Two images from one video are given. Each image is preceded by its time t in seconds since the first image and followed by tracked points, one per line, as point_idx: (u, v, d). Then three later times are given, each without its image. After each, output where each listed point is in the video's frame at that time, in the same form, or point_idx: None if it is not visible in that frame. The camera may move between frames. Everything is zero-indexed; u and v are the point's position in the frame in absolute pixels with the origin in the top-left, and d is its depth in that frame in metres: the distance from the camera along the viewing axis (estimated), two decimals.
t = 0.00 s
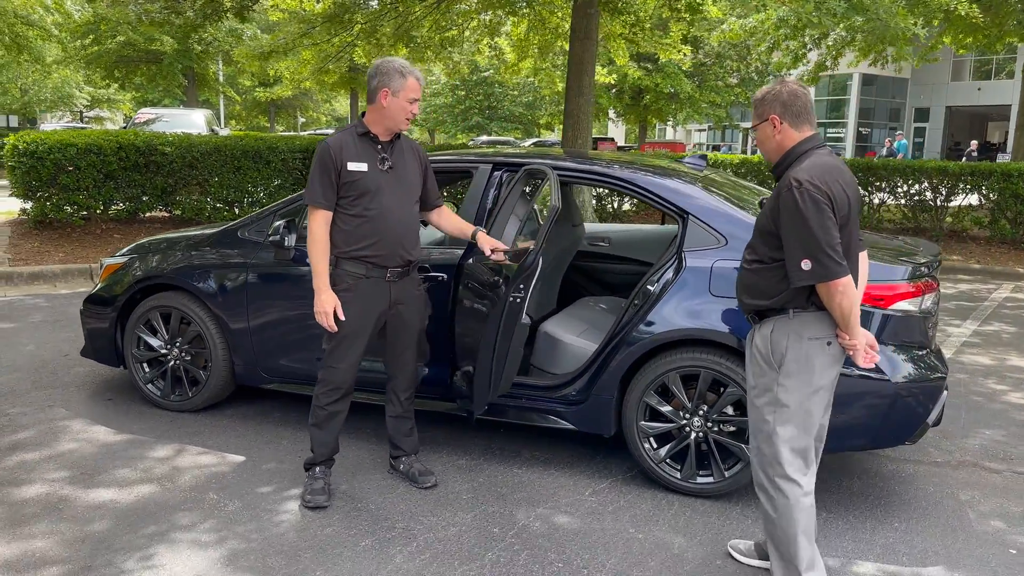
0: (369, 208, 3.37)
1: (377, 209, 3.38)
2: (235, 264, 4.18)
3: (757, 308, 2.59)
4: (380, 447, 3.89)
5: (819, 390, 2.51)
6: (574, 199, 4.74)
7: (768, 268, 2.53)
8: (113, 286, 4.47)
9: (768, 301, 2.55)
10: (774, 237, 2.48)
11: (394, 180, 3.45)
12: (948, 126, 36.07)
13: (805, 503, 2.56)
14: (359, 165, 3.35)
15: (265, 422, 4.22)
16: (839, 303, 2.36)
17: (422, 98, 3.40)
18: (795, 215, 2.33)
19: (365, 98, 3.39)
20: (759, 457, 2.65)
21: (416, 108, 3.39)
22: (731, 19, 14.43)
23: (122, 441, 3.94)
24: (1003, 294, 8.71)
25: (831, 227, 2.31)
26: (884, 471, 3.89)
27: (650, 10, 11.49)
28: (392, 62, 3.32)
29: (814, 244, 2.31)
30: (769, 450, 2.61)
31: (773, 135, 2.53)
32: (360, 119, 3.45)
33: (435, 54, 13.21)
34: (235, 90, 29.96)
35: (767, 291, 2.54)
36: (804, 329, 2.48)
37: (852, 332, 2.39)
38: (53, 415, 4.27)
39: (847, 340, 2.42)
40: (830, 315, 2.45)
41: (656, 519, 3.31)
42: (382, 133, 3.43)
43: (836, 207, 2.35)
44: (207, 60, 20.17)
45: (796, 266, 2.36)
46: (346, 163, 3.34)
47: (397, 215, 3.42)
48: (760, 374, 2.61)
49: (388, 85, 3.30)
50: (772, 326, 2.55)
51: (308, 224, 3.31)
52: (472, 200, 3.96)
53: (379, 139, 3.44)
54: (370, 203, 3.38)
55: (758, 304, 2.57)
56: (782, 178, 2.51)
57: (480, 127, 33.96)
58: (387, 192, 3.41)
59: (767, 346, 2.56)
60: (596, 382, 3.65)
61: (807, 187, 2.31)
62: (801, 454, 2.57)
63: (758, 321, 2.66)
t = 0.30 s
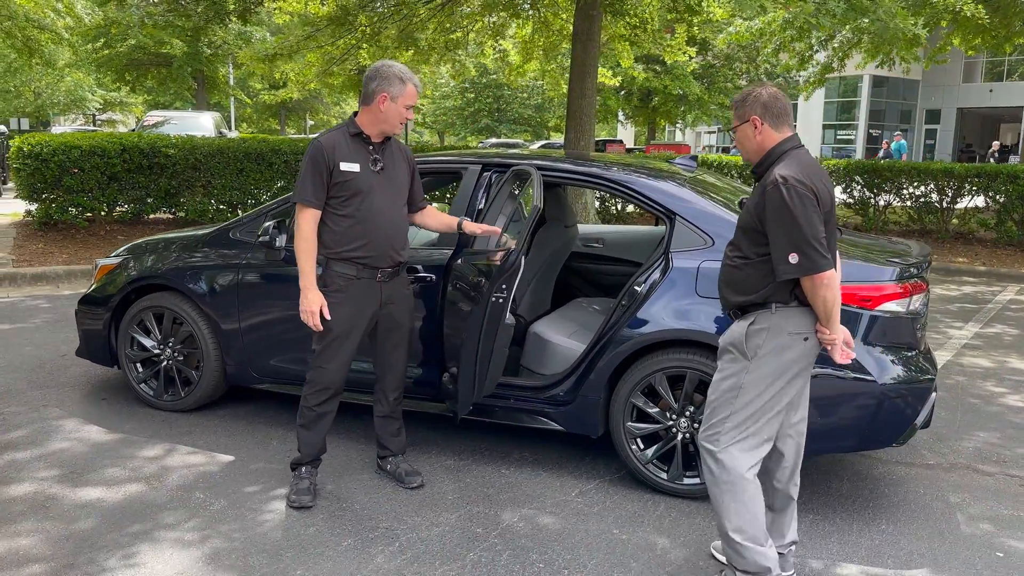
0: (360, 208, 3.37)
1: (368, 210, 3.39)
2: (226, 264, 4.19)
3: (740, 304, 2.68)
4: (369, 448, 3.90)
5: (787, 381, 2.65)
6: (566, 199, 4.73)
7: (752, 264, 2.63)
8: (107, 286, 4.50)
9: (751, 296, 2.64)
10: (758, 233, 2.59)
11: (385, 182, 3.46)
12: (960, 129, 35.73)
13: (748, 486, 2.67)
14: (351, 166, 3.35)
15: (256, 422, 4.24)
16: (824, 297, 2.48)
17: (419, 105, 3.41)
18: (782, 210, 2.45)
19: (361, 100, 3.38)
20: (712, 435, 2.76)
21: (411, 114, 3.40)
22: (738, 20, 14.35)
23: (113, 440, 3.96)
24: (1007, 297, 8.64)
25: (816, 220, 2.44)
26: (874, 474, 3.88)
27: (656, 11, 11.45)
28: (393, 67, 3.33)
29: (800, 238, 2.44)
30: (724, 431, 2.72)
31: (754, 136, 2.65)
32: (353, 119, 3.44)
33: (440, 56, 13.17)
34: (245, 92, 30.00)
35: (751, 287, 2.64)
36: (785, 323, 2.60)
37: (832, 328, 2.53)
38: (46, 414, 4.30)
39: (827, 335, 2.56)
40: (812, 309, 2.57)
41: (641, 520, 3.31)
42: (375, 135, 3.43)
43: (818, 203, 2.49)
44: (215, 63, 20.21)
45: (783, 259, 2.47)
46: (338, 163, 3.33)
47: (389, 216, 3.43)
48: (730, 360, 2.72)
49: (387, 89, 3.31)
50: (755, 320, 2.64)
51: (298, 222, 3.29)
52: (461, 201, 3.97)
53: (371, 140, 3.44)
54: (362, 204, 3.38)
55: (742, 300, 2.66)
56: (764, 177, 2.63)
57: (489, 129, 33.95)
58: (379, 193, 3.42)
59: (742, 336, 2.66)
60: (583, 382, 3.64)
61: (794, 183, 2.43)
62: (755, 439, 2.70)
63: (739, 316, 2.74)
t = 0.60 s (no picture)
0: (369, 212, 3.32)
1: (377, 213, 3.33)
2: (221, 268, 4.19)
3: (729, 303, 2.68)
4: (363, 451, 3.89)
5: (781, 383, 2.61)
6: (562, 201, 4.71)
7: (739, 263, 2.64)
8: (103, 289, 4.50)
9: (739, 295, 2.65)
10: (745, 232, 2.61)
11: (393, 185, 3.41)
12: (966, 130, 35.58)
13: (735, 488, 2.67)
14: (361, 169, 3.30)
15: (251, 425, 4.23)
16: (810, 293, 2.48)
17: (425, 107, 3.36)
18: (766, 206, 2.48)
19: (367, 103, 3.32)
20: (710, 437, 2.73)
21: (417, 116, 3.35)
22: (741, 22, 14.30)
23: (108, 444, 3.96)
24: (1011, 299, 8.58)
25: (800, 216, 2.46)
26: (872, 478, 3.85)
27: (658, 13, 11.42)
28: (398, 71, 3.28)
29: (784, 233, 2.45)
30: (721, 433, 2.70)
31: (740, 137, 2.70)
32: (360, 121, 3.37)
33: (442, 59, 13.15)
34: (249, 96, 30.04)
35: (738, 286, 2.64)
36: (775, 322, 2.58)
37: (821, 326, 2.52)
38: (42, 417, 4.30)
39: (816, 333, 2.55)
40: (800, 307, 2.56)
41: (635, 524, 3.29)
42: (382, 137, 3.37)
43: (803, 199, 2.51)
44: (218, 67, 20.24)
45: (768, 255, 2.49)
46: (347, 167, 3.27)
47: (397, 220, 3.38)
48: (725, 361, 2.70)
49: (394, 92, 3.25)
50: (744, 319, 2.63)
51: (307, 226, 3.23)
52: (455, 203, 3.95)
53: (378, 143, 3.38)
54: (370, 208, 3.33)
55: (731, 300, 2.66)
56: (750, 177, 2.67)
57: (494, 132, 33.94)
58: (387, 197, 3.37)
59: (734, 336, 2.64)
60: (577, 385, 3.62)
61: (777, 179, 2.47)
62: (750, 441, 2.66)
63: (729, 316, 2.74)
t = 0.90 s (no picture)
0: (376, 215, 3.19)
1: (384, 215, 3.21)
2: (214, 271, 4.13)
3: (724, 306, 2.64)
4: (357, 457, 3.83)
5: (780, 387, 2.55)
6: (560, 203, 4.66)
7: (732, 265, 2.59)
8: (95, 293, 4.44)
9: (733, 298, 2.60)
10: (736, 234, 2.57)
11: (400, 187, 3.29)
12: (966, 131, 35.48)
13: (737, 496, 2.63)
14: (368, 170, 3.18)
15: (244, 430, 4.17)
16: (802, 295, 2.42)
17: (425, 101, 3.20)
18: (755, 207, 2.44)
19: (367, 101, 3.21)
20: (711, 444, 2.68)
21: (418, 111, 3.20)
22: (741, 23, 14.25)
23: (99, 450, 3.90)
24: (1014, 300, 8.51)
25: (789, 217, 2.40)
26: (877, 484, 3.79)
27: (657, 14, 11.35)
28: (397, 65, 3.17)
29: (772, 234, 2.40)
30: (721, 440, 2.65)
31: (733, 137, 2.67)
32: (364, 122, 3.26)
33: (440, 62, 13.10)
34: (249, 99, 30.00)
35: (731, 289, 2.60)
36: (770, 325, 2.52)
37: (818, 328, 2.45)
38: (33, 423, 4.24)
39: (813, 336, 2.48)
40: (795, 309, 2.50)
41: (634, 531, 3.22)
42: (387, 138, 3.24)
43: (795, 199, 2.46)
44: (218, 70, 20.19)
45: (757, 257, 2.44)
46: (354, 168, 3.15)
47: (404, 223, 3.26)
48: (722, 365, 2.65)
49: (389, 85, 3.12)
50: (740, 322, 2.58)
51: (315, 228, 3.10)
52: (452, 205, 3.90)
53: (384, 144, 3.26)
54: (377, 210, 3.20)
55: (726, 302, 2.62)
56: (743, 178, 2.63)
57: (494, 135, 33.90)
58: (394, 199, 3.25)
59: (730, 339, 2.60)
60: (575, 389, 3.56)
61: (765, 178, 2.43)
62: (751, 447, 2.61)
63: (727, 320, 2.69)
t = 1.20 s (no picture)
0: (369, 224, 3.01)
1: (378, 225, 3.03)
2: (202, 279, 4.02)
3: (730, 316, 2.54)
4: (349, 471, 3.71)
5: (789, 400, 2.45)
6: (557, 207, 4.56)
7: (735, 275, 2.49)
8: (80, 302, 4.33)
9: (739, 309, 2.50)
10: (739, 241, 2.46)
11: (393, 194, 3.12)
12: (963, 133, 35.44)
13: (745, 513, 2.53)
14: (362, 176, 2.99)
15: (234, 443, 4.06)
16: (810, 302, 2.31)
17: (418, 104, 3.04)
18: (757, 213, 2.34)
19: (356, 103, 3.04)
20: (717, 459, 2.58)
21: (411, 115, 3.03)
22: (737, 25, 14.18)
23: (83, 465, 3.79)
24: (1016, 303, 8.41)
25: (794, 222, 2.30)
26: (885, 495, 3.69)
27: (654, 16, 11.26)
28: (389, 66, 3.01)
29: (777, 240, 2.30)
30: (728, 455, 2.55)
31: (731, 142, 2.56)
32: (353, 125, 3.06)
33: (435, 65, 12.99)
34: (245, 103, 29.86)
35: (736, 300, 2.50)
36: (779, 334, 2.42)
37: (828, 337, 2.36)
38: (16, 437, 4.13)
39: (824, 345, 2.38)
40: (804, 318, 2.39)
41: (636, 548, 3.11)
42: (378, 142, 3.06)
43: (799, 204, 2.35)
44: (212, 74, 20.07)
45: (762, 265, 2.34)
46: (346, 174, 2.96)
47: (398, 232, 3.09)
48: (728, 377, 2.55)
49: (381, 87, 2.96)
50: (746, 332, 2.48)
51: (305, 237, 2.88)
52: (446, 210, 3.79)
53: (375, 149, 3.08)
54: (370, 219, 3.02)
55: (732, 313, 2.52)
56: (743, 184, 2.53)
57: (491, 138, 33.83)
58: (387, 207, 3.07)
59: (737, 351, 2.50)
60: (574, 400, 3.45)
61: (766, 182, 2.32)
62: (760, 462, 2.51)
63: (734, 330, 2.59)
